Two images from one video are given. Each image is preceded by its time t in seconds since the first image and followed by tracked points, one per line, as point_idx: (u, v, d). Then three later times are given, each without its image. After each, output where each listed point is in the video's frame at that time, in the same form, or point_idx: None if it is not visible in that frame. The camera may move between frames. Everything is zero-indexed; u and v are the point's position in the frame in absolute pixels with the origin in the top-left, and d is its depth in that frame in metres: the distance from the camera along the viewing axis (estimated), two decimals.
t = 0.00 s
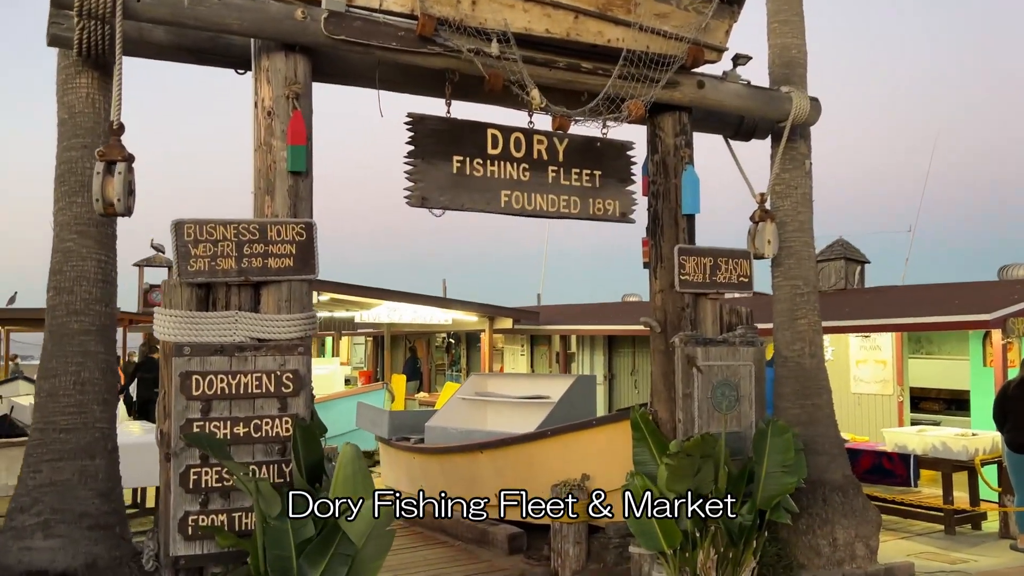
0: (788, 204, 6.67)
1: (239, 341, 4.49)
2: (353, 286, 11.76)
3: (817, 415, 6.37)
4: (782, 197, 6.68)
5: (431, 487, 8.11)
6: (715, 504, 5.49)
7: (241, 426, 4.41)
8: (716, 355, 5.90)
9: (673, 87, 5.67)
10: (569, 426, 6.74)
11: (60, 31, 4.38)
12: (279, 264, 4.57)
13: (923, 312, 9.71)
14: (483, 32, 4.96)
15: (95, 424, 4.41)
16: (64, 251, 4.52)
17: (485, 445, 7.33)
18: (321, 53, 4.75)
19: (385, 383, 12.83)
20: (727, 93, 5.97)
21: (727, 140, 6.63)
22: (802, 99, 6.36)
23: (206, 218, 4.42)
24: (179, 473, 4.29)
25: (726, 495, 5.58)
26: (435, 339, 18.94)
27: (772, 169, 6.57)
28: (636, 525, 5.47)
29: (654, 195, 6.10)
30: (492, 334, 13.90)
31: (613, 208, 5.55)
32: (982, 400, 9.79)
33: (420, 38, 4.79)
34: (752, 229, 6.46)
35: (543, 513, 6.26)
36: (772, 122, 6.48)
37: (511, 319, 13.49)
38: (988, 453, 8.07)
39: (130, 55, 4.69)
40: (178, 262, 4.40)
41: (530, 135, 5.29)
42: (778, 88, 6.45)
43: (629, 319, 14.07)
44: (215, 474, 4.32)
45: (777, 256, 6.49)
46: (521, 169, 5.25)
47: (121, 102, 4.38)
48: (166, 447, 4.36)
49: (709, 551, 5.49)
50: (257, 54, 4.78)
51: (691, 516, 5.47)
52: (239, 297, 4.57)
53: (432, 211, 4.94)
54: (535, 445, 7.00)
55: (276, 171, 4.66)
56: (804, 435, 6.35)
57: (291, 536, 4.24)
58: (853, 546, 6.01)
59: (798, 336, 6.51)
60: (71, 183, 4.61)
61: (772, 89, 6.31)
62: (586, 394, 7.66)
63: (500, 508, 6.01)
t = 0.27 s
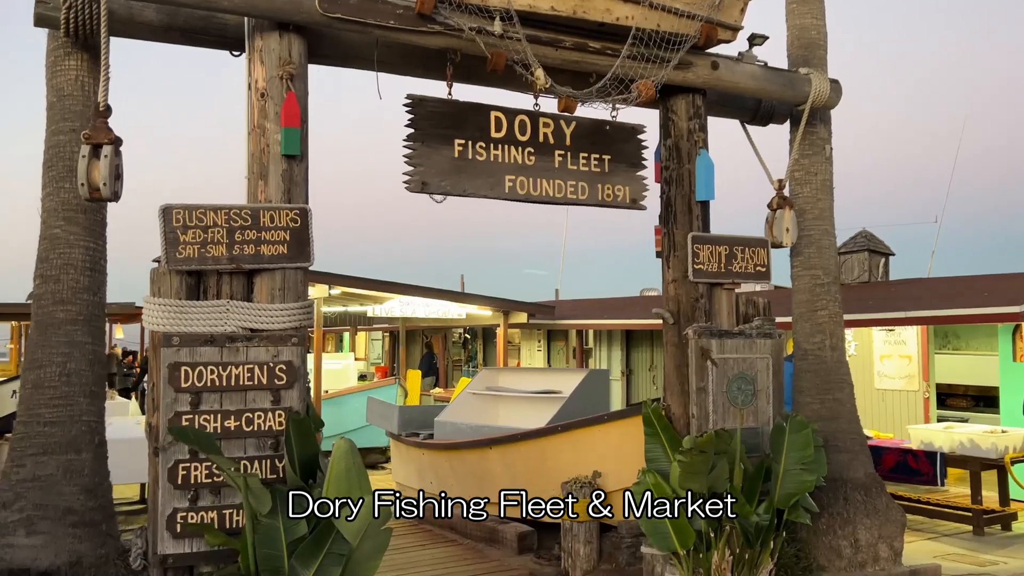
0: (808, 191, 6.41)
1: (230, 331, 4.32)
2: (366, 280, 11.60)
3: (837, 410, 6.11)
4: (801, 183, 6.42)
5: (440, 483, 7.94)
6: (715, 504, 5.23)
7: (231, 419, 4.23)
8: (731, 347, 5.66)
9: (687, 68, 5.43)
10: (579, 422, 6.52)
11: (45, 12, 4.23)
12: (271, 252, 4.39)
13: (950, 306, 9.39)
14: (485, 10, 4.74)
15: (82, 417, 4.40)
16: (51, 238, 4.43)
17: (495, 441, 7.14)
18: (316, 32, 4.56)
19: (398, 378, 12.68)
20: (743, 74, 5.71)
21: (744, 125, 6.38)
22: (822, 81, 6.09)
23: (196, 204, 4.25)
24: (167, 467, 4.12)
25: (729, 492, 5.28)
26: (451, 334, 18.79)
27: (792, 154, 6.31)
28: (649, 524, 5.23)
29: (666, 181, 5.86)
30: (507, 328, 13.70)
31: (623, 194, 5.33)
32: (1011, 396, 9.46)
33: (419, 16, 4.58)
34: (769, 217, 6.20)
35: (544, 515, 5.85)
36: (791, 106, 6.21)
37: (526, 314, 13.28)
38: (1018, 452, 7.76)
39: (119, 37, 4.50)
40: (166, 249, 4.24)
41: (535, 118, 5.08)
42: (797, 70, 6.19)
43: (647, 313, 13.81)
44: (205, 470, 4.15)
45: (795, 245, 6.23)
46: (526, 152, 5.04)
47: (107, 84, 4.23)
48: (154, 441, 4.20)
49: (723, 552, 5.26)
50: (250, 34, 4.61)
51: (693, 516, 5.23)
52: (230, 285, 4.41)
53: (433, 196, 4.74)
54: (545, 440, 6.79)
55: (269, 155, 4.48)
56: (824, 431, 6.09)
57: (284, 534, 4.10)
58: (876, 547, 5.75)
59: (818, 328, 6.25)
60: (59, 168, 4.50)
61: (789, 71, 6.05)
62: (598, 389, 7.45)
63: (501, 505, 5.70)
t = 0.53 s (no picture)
0: (831, 186, 6.15)
1: (223, 333, 4.16)
2: (380, 280, 11.44)
3: (862, 415, 5.85)
4: (823, 178, 6.17)
5: (453, 489, 7.74)
6: (714, 504, 5.02)
7: (224, 425, 4.07)
8: (750, 349, 5.42)
9: (702, 57, 5.19)
10: (593, 427, 6.30)
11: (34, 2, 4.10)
12: (266, 251, 4.23)
13: (981, 306, 9.05)
14: None
15: (70, 423, 4.38)
16: (40, 236, 4.35)
17: (507, 445, 6.93)
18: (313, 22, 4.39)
19: (414, 379, 12.54)
20: (762, 64, 5.47)
21: (764, 118, 6.13)
22: (846, 71, 5.83)
23: (187, 201, 4.10)
24: (156, 475, 3.96)
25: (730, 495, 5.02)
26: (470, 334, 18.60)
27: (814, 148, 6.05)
28: (662, 532, 4.98)
29: (682, 177, 5.62)
30: (525, 329, 13.50)
31: (635, 189, 5.10)
32: None
33: (420, 4, 4.40)
34: (790, 214, 5.94)
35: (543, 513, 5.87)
36: (812, 97, 5.96)
37: (544, 314, 13.07)
38: None
39: (111, 28, 4.36)
40: (157, 248, 4.09)
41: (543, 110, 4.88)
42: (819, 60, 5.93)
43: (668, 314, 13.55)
44: (196, 477, 3.99)
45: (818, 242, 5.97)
46: (533, 147, 4.84)
47: (97, 77, 4.09)
48: (144, 447, 4.04)
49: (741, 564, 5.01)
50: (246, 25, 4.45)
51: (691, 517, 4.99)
52: (224, 286, 4.25)
53: (435, 192, 4.55)
54: (558, 445, 6.58)
55: (265, 150, 4.32)
56: (847, 437, 5.83)
57: (276, 547, 3.91)
58: (903, 559, 5.46)
59: (841, 329, 5.99)
60: (49, 164, 4.39)
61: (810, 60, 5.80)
62: (614, 392, 7.22)
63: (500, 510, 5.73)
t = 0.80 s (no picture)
0: (859, 179, 5.89)
1: (219, 330, 4.03)
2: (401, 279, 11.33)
3: (892, 417, 5.59)
4: (851, 170, 5.92)
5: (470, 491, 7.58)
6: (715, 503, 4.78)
7: (220, 424, 3.94)
8: (772, 348, 5.19)
9: (720, 43, 4.98)
10: (609, 428, 6.11)
11: None
12: (264, 245, 4.10)
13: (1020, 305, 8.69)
14: None
15: (63, 422, 4.60)
16: (37, 232, 4.50)
17: (523, 447, 6.76)
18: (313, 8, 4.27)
19: (435, 380, 12.42)
20: (784, 50, 5.24)
21: (788, 109, 5.89)
22: (873, 57, 5.57)
23: (183, 193, 3.99)
24: (150, 475, 3.85)
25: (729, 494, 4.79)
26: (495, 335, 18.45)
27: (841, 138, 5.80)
28: (680, 538, 4.77)
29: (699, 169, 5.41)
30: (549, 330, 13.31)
31: (650, 181, 4.90)
32: None
33: None
34: (816, 207, 5.69)
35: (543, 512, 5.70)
36: (838, 86, 5.71)
37: (567, 314, 12.87)
38: None
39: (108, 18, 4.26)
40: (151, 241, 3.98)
41: (553, 99, 4.70)
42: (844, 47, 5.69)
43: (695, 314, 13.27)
44: (191, 478, 3.87)
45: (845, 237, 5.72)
46: (543, 137, 4.66)
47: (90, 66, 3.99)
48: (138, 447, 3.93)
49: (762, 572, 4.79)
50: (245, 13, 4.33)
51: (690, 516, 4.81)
52: (221, 281, 4.13)
53: (439, 184, 4.40)
54: (574, 447, 6.39)
55: (263, 142, 4.19)
56: (876, 440, 5.58)
57: (271, 552, 3.76)
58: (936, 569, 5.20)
59: (869, 328, 5.73)
60: (46, 159, 4.49)
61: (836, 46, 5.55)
62: (634, 393, 7.02)
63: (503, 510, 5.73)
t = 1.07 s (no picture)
0: (883, 175, 5.64)
1: (206, 332, 3.91)
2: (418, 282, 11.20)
3: (917, 424, 5.33)
4: (874, 166, 5.67)
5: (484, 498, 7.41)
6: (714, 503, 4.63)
7: (208, 429, 3.81)
8: (789, 351, 4.96)
9: (733, 33, 4.78)
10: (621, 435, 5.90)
11: None
12: (253, 244, 3.97)
13: None
14: None
15: (49, 425, 4.63)
16: (23, 231, 4.63)
17: (535, 453, 6.57)
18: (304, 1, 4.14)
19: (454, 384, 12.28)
20: (801, 40, 5.01)
21: (808, 102, 5.65)
22: (897, 46, 5.32)
23: (170, 192, 3.88)
24: (135, 482, 3.73)
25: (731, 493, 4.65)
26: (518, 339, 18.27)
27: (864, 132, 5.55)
28: (691, 548, 4.56)
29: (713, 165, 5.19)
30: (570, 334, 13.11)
31: (659, 177, 4.71)
32: None
33: None
34: (837, 204, 5.44)
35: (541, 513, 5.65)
36: (860, 77, 5.46)
37: (589, 318, 12.66)
38: None
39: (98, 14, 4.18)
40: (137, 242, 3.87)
41: (556, 92, 4.53)
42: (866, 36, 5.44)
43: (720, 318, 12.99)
44: (177, 485, 3.74)
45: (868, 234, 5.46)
46: (545, 131, 4.48)
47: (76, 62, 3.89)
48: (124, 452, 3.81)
49: None
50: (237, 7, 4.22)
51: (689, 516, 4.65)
52: (210, 282, 4.01)
53: (436, 181, 4.24)
54: (587, 453, 6.19)
55: (254, 138, 4.06)
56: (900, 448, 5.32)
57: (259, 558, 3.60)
58: None
59: (893, 331, 5.47)
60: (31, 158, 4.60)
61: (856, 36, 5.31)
62: (650, 398, 6.80)
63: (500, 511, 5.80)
